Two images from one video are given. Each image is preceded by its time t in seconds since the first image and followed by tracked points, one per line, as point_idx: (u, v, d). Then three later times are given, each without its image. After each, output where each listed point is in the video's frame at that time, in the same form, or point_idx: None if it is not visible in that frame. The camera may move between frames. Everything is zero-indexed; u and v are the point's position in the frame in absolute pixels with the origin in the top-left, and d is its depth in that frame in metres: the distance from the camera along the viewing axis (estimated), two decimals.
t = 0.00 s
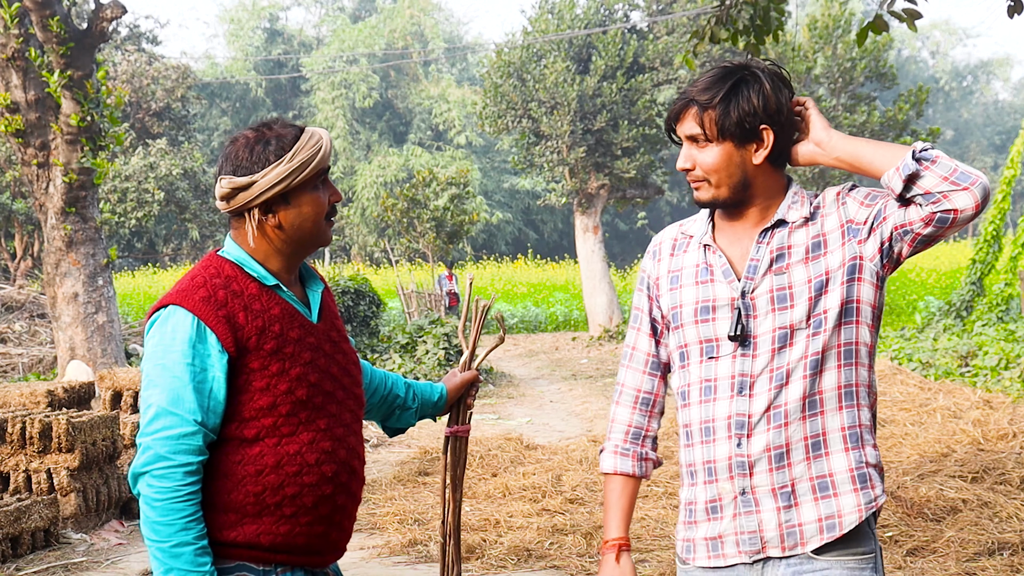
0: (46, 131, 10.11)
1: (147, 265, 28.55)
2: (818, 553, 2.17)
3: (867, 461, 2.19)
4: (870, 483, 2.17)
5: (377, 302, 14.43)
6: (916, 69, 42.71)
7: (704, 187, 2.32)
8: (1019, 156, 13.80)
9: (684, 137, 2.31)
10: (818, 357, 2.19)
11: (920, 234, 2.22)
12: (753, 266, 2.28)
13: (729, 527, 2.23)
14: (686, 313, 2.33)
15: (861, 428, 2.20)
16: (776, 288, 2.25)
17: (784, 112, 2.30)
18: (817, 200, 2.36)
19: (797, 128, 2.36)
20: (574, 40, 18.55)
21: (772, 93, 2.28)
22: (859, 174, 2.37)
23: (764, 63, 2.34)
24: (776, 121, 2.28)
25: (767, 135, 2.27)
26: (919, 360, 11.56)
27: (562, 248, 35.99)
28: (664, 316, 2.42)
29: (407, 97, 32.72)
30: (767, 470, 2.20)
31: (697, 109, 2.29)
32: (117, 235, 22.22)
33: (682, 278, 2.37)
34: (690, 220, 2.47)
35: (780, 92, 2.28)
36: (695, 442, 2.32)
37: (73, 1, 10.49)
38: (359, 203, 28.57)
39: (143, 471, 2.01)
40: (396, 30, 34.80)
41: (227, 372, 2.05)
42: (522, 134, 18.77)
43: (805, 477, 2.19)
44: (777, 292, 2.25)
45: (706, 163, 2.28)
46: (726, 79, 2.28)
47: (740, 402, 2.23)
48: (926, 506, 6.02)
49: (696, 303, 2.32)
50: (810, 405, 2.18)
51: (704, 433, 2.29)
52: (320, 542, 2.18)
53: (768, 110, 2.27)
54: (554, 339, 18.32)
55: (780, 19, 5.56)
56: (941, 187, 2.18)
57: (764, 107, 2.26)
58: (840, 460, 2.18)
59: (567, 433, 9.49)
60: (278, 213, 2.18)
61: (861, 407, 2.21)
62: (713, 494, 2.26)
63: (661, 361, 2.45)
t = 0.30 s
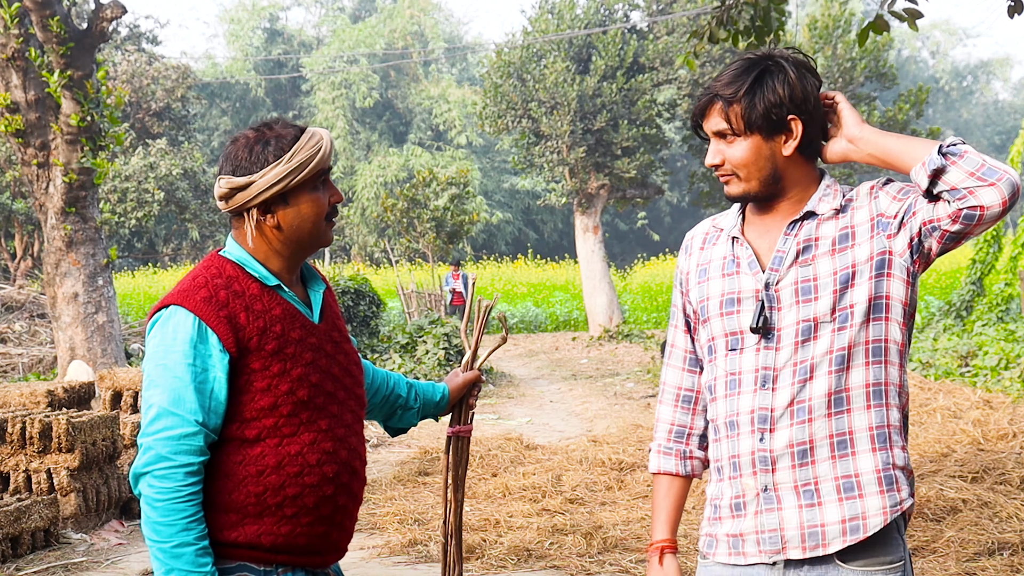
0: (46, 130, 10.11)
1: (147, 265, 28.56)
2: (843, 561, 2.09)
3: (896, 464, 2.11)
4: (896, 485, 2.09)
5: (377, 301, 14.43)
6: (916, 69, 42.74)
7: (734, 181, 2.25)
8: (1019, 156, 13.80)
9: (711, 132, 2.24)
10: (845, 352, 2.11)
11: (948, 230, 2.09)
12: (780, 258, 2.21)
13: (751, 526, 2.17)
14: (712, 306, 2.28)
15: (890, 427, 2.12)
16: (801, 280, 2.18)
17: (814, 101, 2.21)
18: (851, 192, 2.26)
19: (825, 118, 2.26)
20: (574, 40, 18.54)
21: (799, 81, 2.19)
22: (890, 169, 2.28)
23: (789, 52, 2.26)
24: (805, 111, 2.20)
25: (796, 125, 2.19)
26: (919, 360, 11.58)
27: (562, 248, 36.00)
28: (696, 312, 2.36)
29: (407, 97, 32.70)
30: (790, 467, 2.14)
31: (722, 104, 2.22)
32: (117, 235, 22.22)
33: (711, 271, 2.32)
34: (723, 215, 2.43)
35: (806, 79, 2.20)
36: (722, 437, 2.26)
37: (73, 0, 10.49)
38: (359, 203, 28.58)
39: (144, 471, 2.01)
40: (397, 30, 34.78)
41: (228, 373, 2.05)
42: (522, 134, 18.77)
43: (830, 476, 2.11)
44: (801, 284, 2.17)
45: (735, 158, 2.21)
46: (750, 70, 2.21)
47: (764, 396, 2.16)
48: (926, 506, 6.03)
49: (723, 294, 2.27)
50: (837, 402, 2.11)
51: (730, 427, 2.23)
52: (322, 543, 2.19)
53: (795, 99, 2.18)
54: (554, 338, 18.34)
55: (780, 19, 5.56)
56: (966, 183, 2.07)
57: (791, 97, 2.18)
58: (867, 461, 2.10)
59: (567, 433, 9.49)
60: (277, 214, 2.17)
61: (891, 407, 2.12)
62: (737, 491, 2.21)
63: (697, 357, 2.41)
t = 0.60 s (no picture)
0: (46, 131, 10.12)
1: (147, 265, 28.56)
2: (850, 564, 2.09)
3: (904, 469, 2.10)
4: (905, 491, 2.09)
5: (377, 302, 14.43)
6: (916, 70, 42.72)
7: (746, 182, 2.24)
8: (1019, 156, 13.78)
9: (723, 132, 2.23)
10: (853, 355, 2.11)
11: (954, 235, 2.09)
12: (790, 260, 2.21)
13: (755, 528, 2.17)
14: (722, 304, 2.29)
15: (898, 432, 2.11)
16: (811, 282, 2.18)
17: (827, 100, 2.20)
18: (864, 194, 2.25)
19: (839, 116, 2.25)
20: (574, 40, 18.54)
21: (812, 80, 2.17)
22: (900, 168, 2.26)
23: (801, 50, 2.24)
24: (818, 110, 2.18)
25: (809, 126, 2.17)
26: (919, 360, 11.58)
27: (562, 248, 36.00)
28: (703, 309, 2.37)
29: (407, 97, 32.69)
30: (797, 470, 2.14)
31: (734, 103, 2.21)
32: (117, 235, 22.23)
33: (721, 269, 2.33)
34: (736, 213, 2.42)
35: (821, 79, 2.18)
36: (728, 438, 2.26)
37: (73, 1, 10.49)
38: (359, 203, 28.59)
39: (145, 471, 2.01)
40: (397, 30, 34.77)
41: (230, 373, 2.05)
42: (522, 134, 18.77)
43: (838, 481, 2.11)
44: (811, 287, 2.17)
45: (746, 159, 2.20)
46: (763, 68, 2.19)
47: (771, 398, 2.17)
48: (926, 506, 6.03)
49: (732, 294, 2.27)
50: (845, 405, 2.11)
51: (736, 428, 2.23)
52: (322, 543, 2.18)
53: (809, 100, 2.16)
54: (554, 338, 18.34)
55: (781, 20, 5.54)
56: (971, 186, 2.06)
57: (804, 97, 2.16)
58: (874, 466, 2.10)
59: (567, 433, 9.49)
60: (276, 213, 2.17)
61: (899, 412, 2.12)
62: (742, 492, 2.21)
63: (705, 355, 2.41)
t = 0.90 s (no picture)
0: (46, 131, 10.12)
1: (147, 265, 28.54)
2: (842, 566, 2.09)
3: (897, 465, 2.11)
4: (898, 488, 2.09)
5: (377, 301, 14.43)
6: (916, 70, 42.73)
7: (736, 179, 2.24)
8: (1019, 156, 13.79)
9: (714, 128, 2.23)
10: (846, 354, 2.11)
11: (943, 225, 2.10)
12: (780, 260, 2.21)
13: (747, 529, 2.16)
14: (711, 305, 2.29)
15: (890, 429, 2.12)
16: (803, 282, 2.18)
17: (819, 99, 2.20)
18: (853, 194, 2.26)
19: (830, 113, 2.25)
20: (574, 40, 18.55)
21: (805, 79, 2.18)
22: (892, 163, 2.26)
23: (795, 49, 2.24)
24: (811, 109, 2.19)
25: (801, 124, 2.18)
26: (919, 360, 11.58)
27: (562, 248, 36.00)
28: (691, 309, 2.36)
29: (407, 97, 32.69)
30: (790, 471, 2.13)
31: (725, 99, 2.20)
32: (117, 235, 22.22)
33: (709, 269, 2.32)
34: (723, 211, 2.41)
35: (813, 78, 2.18)
36: (718, 439, 2.25)
37: (73, 1, 10.49)
38: (359, 203, 28.60)
39: (144, 472, 2.01)
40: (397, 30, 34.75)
41: (230, 373, 2.05)
42: (522, 134, 18.77)
43: (830, 479, 2.11)
44: (803, 287, 2.18)
45: (737, 155, 2.20)
46: (756, 66, 2.19)
47: (763, 399, 2.16)
48: (926, 507, 6.02)
49: (721, 294, 2.27)
50: (837, 403, 2.11)
51: (726, 429, 2.23)
52: (323, 543, 2.18)
53: (801, 99, 2.17)
54: (554, 339, 18.33)
55: (781, 19, 5.54)
56: (960, 173, 2.08)
57: (796, 96, 2.17)
58: (868, 464, 2.10)
59: (567, 433, 9.49)
60: (276, 213, 2.17)
61: (890, 409, 2.12)
62: (734, 494, 2.20)
63: (691, 355, 2.41)
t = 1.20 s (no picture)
0: (46, 131, 10.12)
1: (147, 265, 28.52)
2: (817, 563, 2.10)
3: (869, 453, 2.12)
4: (872, 475, 2.11)
5: (377, 301, 14.43)
6: (916, 70, 42.76)
7: (708, 172, 2.24)
8: (1019, 156, 13.78)
9: (685, 121, 2.23)
10: (817, 347, 2.12)
11: (913, 203, 2.10)
12: (751, 257, 2.21)
13: (723, 527, 2.17)
14: (682, 305, 2.27)
15: (861, 417, 2.14)
16: (774, 278, 2.18)
17: (790, 93, 2.22)
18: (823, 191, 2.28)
19: (801, 108, 2.27)
20: (574, 40, 18.56)
21: (777, 73, 2.19)
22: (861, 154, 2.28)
23: (769, 44, 2.26)
24: (782, 103, 2.20)
25: (772, 118, 2.19)
26: (919, 359, 11.57)
27: (562, 248, 36.01)
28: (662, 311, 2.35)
29: (407, 97, 32.69)
30: (764, 466, 2.14)
31: (698, 91, 2.21)
32: (117, 235, 22.22)
33: (680, 270, 2.31)
34: (691, 209, 2.41)
35: (785, 73, 2.20)
36: (692, 439, 2.25)
37: (73, 1, 10.50)
38: (359, 203, 28.61)
39: (157, 473, 1.97)
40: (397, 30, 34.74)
41: (234, 372, 2.05)
42: (522, 134, 18.77)
43: (804, 472, 2.12)
44: (774, 282, 2.18)
45: (709, 147, 2.21)
46: (729, 59, 2.21)
47: (738, 396, 2.16)
48: (926, 506, 6.01)
49: (693, 294, 2.26)
50: (807, 395, 2.12)
51: (700, 429, 2.23)
52: (326, 543, 2.19)
53: (772, 92, 2.18)
54: (554, 339, 18.33)
55: (781, 21, 5.54)
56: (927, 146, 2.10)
57: (768, 89, 2.18)
58: (840, 453, 2.11)
59: (567, 433, 9.49)
60: (272, 213, 2.17)
61: (861, 397, 2.14)
62: (709, 494, 2.20)
63: (662, 356, 2.41)
